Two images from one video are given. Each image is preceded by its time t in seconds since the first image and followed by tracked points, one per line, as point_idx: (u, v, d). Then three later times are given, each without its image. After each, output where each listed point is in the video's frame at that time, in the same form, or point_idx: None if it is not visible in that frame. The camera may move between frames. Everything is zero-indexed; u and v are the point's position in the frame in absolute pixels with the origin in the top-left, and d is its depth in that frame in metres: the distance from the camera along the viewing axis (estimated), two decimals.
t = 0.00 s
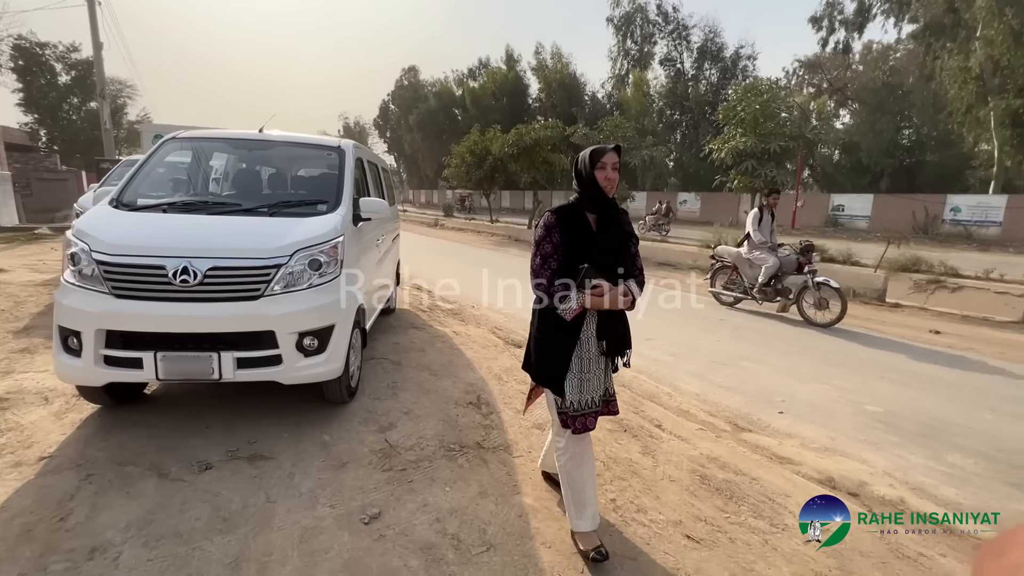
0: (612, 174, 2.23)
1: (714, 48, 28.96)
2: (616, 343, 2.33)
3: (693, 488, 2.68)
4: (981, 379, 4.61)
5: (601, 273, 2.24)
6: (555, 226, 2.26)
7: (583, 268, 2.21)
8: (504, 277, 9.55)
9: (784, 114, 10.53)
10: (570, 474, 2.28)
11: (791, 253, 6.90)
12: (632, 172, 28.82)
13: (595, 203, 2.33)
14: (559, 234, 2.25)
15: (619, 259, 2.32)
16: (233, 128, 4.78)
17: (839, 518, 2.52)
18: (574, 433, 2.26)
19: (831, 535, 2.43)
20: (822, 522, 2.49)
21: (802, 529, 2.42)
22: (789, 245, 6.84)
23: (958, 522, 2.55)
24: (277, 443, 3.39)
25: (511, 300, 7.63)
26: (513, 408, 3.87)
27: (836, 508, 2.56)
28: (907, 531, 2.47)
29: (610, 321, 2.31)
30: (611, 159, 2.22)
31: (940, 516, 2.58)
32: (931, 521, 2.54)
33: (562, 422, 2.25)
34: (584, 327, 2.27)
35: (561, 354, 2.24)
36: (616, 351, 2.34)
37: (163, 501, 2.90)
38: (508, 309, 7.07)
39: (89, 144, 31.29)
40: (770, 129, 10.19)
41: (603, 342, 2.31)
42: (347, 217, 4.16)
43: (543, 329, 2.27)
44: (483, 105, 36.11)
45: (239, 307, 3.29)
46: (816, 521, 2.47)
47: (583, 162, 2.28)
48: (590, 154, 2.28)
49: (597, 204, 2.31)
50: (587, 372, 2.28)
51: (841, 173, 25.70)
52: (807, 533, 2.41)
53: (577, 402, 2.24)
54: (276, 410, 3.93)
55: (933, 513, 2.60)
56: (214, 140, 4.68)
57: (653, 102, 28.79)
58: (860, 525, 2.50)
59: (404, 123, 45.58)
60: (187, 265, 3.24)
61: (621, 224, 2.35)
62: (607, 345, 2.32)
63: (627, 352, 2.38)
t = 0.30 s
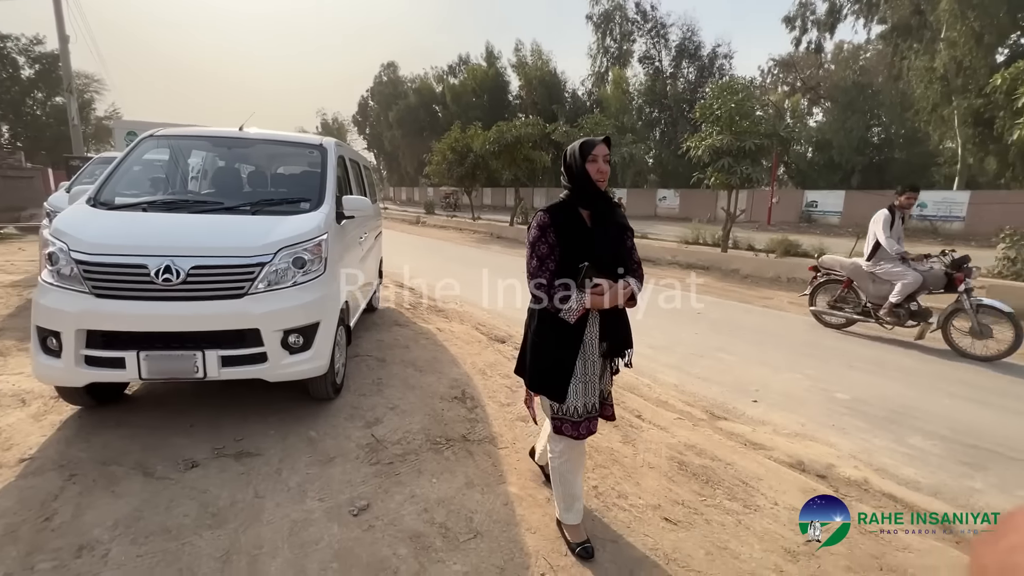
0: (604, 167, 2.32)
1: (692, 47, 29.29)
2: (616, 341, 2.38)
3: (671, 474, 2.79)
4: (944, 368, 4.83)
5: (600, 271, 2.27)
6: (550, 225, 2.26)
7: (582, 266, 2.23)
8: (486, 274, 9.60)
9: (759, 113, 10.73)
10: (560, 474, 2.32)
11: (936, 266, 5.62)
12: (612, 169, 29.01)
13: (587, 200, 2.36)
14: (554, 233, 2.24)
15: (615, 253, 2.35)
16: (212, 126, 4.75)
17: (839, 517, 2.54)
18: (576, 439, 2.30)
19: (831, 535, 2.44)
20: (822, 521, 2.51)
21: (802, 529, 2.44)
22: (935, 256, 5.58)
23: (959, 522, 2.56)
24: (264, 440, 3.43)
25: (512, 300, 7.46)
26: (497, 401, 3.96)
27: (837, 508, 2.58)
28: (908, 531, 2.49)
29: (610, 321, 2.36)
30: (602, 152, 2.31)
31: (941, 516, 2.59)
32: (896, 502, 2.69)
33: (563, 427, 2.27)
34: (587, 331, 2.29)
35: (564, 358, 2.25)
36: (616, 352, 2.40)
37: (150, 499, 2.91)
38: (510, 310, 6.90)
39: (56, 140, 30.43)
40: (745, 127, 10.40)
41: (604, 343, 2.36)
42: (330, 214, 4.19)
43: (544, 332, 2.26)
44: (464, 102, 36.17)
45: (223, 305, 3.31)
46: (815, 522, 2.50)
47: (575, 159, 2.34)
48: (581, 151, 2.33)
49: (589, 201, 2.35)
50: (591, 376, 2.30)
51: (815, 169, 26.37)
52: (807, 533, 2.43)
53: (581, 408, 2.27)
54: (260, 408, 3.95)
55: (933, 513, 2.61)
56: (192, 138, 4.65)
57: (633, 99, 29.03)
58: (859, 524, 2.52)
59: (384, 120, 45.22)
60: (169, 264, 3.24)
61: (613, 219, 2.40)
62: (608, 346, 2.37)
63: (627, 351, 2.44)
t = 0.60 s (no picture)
0: (596, 161, 2.27)
1: (664, 45, 29.67)
2: (617, 340, 2.38)
3: (648, 460, 2.89)
4: (902, 355, 5.07)
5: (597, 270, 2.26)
6: (544, 225, 2.23)
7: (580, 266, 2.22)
8: (464, 271, 9.63)
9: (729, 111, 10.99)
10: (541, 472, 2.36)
11: None
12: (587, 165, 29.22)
13: (579, 196, 2.34)
14: (550, 233, 2.22)
15: (609, 250, 2.36)
16: (182, 122, 4.68)
17: (839, 518, 2.54)
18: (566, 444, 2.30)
19: (831, 535, 2.44)
20: (822, 521, 2.51)
21: (803, 528, 2.44)
22: None
23: (958, 522, 2.57)
24: (243, 441, 3.42)
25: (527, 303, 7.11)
26: (478, 395, 4.03)
27: (837, 508, 2.58)
28: (908, 531, 2.48)
29: (608, 321, 2.34)
30: (596, 147, 2.27)
31: (940, 516, 2.60)
32: (859, 482, 2.85)
33: (561, 434, 2.27)
34: (586, 336, 2.27)
35: (563, 362, 2.23)
36: (618, 351, 2.39)
37: (127, 501, 2.88)
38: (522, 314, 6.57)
39: (12, 136, 29.29)
40: (715, 124, 10.67)
41: (607, 344, 2.35)
42: (306, 211, 4.18)
43: (540, 334, 2.24)
44: (439, 98, 36.01)
45: (200, 305, 3.29)
46: (815, 521, 2.50)
47: (567, 155, 2.30)
48: (572, 146, 2.30)
49: (582, 197, 2.32)
50: (591, 380, 2.30)
51: (782, 165, 27.06)
52: (807, 532, 2.43)
53: (581, 413, 2.27)
54: (238, 407, 3.93)
55: (933, 513, 2.62)
56: (161, 135, 4.57)
57: (607, 97, 29.29)
58: (860, 524, 2.51)
59: (357, 115, 44.70)
60: (142, 263, 3.21)
61: (605, 215, 2.39)
62: (611, 346, 2.37)
63: (628, 347, 2.44)
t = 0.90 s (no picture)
0: (608, 156, 2.24)
1: (632, 42, 30.01)
2: (621, 338, 2.35)
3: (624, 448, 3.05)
4: (862, 341, 5.30)
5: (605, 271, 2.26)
6: (554, 222, 2.21)
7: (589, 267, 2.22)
8: (439, 268, 9.61)
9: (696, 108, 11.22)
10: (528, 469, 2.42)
11: None
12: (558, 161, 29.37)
13: (588, 192, 2.32)
14: (559, 231, 2.21)
15: (615, 248, 2.36)
16: (144, 117, 4.56)
17: (839, 518, 2.55)
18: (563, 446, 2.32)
19: (831, 535, 2.45)
20: (822, 522, 2.52)
21: (802, 529, 2.45)
22: None
23: (959, 522, 2.57)
24: (218, 443, 3.38)
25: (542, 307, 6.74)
26: (457, 391, 4.13)
27: (837, 508, 2.59)
28: (907, 531, 2.49)
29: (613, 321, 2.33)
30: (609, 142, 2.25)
31: (940, 516, 2.60)
32: (823, 462, 3.00)
33: (568, 436, 2.30)
34: (589, 338, 2.27)
35: (567, 363, 2.22)
36: (623, 348, 2.36)
37: (99, 507, 2.80)
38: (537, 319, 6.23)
39: None
40: (684, 121, 10.88)
41: (612, 342, 2.32)
42: (278, 207, 4.14)
43: (546, 334, 2.24)
44: (409, 94, 35.70)
45: (170, 305, 3.22)
46: (815, 522, 2.50)
47: (580, 148, 2.26)
48: (584, 140, 2.26)
49: (592, 193, 2.29)
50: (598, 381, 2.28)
51: (748, 161, 27.73)
52: (807, 532, 2.44)
53: (587, 415, 2.28)
54: (211, 409, 3.86)
55: (934, 513, 2.62)
56: (122, 130, 4.43)
57: (578, 93, 29.50)
58: (860, 525, 2.52)
59: (324, 111, 43.93)
60: (107, 263, 3.12)
61: (611, 213, 2.39)
62: (615, 344, 2.33)
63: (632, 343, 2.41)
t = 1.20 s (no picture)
0: (624, 145, 2.24)
1: (596, 38, 30.24)
2: (640, 333, 2.33)
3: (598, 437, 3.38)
4: (817, 327, 5.57)
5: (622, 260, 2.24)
6: (571, 209, 2.20)
7: (605, 255, 2.20)
8: (408, 265, 9.55)
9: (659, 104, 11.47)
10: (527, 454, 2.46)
11: None
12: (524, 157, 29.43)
13: (605, 182, 2.30)
14: (576, 218, 2.19)
15: (633, 239, 2.34)
16: (92, 109, 4.37)
17: (839, 517, 2.54)
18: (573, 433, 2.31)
19: (831, 535, 2.45)
20: (821, 521, 2.52)
21: (802, 529, 2.45)
22: None
23: (958, 522, 2.55)
24: (185, 449, 3.30)
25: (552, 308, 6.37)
26: (430, 388, 4.21)
27: (836, 508, 2.57)
28: (908, 531, 2.47)
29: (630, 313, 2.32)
30: (625, 130, 2.24)
31: (939, 515, 2.58)
32: (785, 444, 3.15)
33: (583, 426, 2.28)
34: (606, 330, 2.25)
35: (581, 356, 2.20)
36: (641, 344, 2.34)
37: (59, 519, 2.69)
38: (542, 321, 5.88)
39: None
40: (648, 117, 11.09)
41: (628, 336, 2.30)
42: (242, 205, 4.04)
43: (562, 324, 2.22)
44: (372, 88, 35.20)
45: (130, 306, 3.10)
46: (815, 522, 2.50)
47: (596, 136, 2.26)
48: (600, 129, 2.25)
49: (609, 183, 2.28)
50: (612, 375, 2.26)
51: (708, 156, 28.40)
52: (807, 532, 2.44)
53: (602, 408, 2.25)
54: (175, 414, 3.77)
55: (932, 512, 2.60)
56: (68, 123, 4.24)
57: (543, 89, 29.62)
58: (860, 524, 2.51)
59: (284, 105, 42.84)
60: (59, 263, 2.97)
61: (628, 204, 2.37)
62: (631, 338, 2.32)
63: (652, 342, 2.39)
